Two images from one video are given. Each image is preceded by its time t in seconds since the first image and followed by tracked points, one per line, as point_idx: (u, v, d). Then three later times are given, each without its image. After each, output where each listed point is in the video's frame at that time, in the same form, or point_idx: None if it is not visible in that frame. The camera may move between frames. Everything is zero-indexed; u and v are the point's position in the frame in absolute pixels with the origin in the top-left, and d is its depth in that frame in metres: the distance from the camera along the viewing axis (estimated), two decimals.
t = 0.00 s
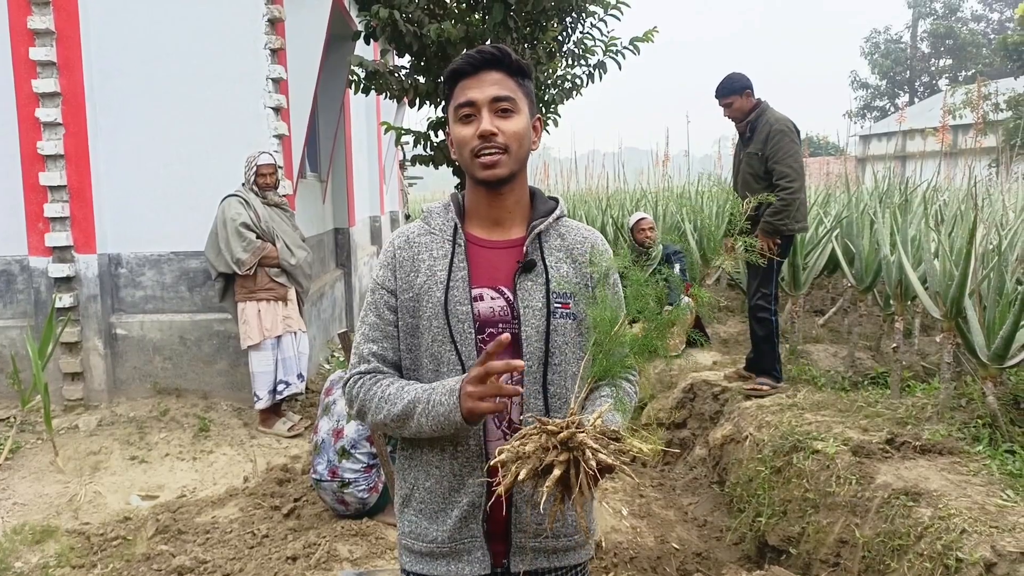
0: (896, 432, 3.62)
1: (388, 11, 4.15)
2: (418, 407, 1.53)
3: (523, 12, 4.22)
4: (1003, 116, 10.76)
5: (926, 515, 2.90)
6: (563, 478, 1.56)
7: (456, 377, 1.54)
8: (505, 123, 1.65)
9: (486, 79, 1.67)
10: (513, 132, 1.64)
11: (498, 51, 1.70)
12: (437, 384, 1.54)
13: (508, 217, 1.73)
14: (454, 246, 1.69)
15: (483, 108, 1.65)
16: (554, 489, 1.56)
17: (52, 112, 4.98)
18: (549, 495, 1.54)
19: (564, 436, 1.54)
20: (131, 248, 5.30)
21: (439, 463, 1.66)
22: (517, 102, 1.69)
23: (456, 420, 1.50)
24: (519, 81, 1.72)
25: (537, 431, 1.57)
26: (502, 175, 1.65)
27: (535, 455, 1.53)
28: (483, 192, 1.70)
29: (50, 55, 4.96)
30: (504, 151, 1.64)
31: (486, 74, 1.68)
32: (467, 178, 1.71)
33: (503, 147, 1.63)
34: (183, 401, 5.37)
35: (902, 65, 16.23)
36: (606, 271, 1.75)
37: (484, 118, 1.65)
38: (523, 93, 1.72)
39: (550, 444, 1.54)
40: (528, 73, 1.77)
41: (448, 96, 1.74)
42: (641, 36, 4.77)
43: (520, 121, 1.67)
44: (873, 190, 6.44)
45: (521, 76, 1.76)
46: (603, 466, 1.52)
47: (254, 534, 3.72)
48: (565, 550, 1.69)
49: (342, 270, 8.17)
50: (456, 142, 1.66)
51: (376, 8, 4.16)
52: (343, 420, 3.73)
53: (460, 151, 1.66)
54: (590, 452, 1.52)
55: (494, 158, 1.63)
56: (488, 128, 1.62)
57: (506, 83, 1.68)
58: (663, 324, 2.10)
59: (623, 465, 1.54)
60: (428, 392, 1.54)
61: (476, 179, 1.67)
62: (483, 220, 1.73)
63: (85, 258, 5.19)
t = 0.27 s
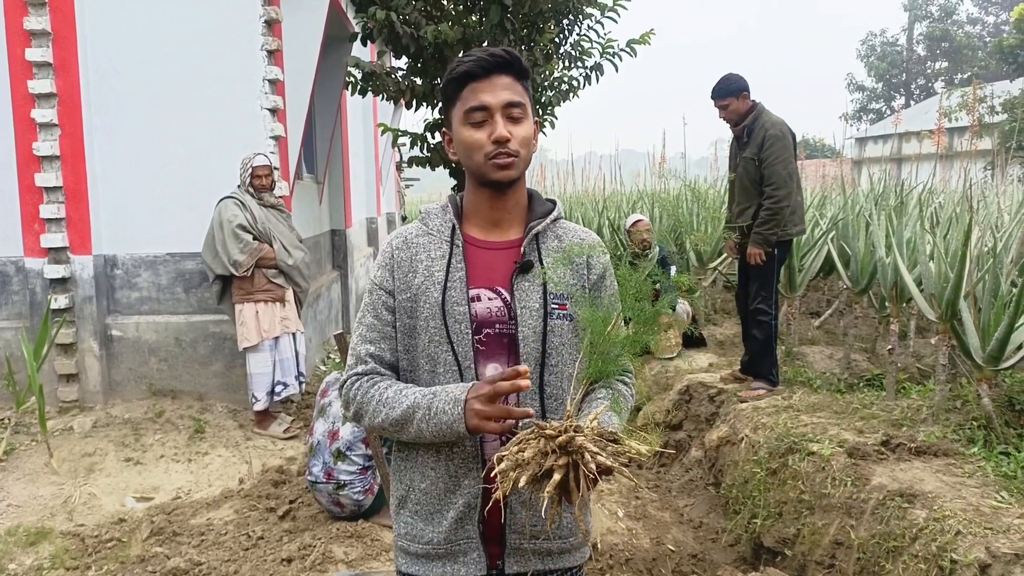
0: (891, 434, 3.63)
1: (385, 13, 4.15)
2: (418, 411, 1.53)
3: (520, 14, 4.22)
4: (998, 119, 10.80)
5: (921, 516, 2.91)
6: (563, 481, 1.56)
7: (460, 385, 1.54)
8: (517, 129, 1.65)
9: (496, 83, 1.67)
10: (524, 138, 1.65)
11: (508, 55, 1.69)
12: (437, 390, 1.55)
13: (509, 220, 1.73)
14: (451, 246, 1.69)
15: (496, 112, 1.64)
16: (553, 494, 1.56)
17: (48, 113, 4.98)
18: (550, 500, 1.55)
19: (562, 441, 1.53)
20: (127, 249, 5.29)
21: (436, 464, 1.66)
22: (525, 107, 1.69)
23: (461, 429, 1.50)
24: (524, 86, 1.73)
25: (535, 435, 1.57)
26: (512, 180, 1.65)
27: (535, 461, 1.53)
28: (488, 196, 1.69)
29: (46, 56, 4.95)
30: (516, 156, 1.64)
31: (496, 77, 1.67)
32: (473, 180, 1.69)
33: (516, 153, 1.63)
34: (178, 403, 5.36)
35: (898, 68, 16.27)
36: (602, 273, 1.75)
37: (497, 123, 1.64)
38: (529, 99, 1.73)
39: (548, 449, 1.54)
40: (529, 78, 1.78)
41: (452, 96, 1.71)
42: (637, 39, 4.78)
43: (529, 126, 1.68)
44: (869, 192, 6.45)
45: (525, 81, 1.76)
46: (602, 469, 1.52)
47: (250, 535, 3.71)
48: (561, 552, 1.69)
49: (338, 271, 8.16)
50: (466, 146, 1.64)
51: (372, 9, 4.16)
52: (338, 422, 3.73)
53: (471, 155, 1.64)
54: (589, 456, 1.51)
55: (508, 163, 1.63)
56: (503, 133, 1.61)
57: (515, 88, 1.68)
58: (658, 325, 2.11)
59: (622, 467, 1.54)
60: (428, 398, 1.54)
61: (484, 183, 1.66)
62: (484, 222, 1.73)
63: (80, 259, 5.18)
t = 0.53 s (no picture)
0: (890, 430, 3.63)
1: (384, 9, 4.14)
2: (422, 408, 1.54)
3: (519, 10, 4.21)
4: (997, 116, 10.80)
5: (919, 512, 2.91)
6: (565, 478, 1.56)
7: (463, 383, 1.54)
8: (519, 125, 1.65)
9: (500, 78, 1.66)
10: (525, 134, 1.65)
11: (512, 51, 1.69)
12: (440, 388, 1.54)
13: (508, 216, 1.73)
14: (451, 242, 1.69)
15: (498, 108, 1.64)
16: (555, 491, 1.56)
17: (46, 109, 4.97)
18: (551, 497, 1.55)
19: (564, 438, 1.53)
20: (125, 246, 5.28)
21: (436, 460, 1.66)
22: (528, 104, 1.69)
23: (465, 426, 1.50)
24: (527, 82, 1.72)
25: (537, 432, 1.57)
26: (513, 176, 1.65)
27: (537, 458, 1.53)
28: (488, 192, 1.69)
29: (44, 52, 4.94)
30: (518, 153, 1.64)
31: (500, 73, 1.67)
32: (473, 175, 1.69)
33: (517, 149, 1.63)
34: (177, 399, 5.36)
35: (897, 65, 16.26)
36: (602, 269, 1.75)
37: (499, 118, 1.63)
38: (532, 95, 1.73)
39: (551, 446, 1.54)
40: (532, 74, 1.77)
41: (455, 90, 1.70)
42: (636, 35, 4.78)
43: (531, 123, 1.67)
44: (867, 189, 6.46)
45: (527, 77, 1.76)
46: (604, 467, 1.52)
47: (249, 531, 3.72)
48: (560, 547, 1.70)
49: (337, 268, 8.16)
50: (468, 141, 1.64)
51: (371, 5, 4.15)
52: (338, 418, 3.72)
53: (472, 150, 1.64)
54: (591, 453, 1.52)
55: (509, 159, 1.63)
56: (505, 129, 1.61)
57: (518, 84, 1.68)
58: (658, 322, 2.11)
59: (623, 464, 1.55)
60: (432, 395, 1.54)
61: (484, 179, 1.66)
62: (483, 217, 1.73)
63: (79, 255, 5.18)
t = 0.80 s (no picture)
0: (889, 429, 3.63)
1: (382, 8, 4.13)
2: (418, 410, 1.53)
3: (518, 9, 4.21)
4: (996, 116, 10.81)
5: (917, 512, 2.92)
6: (557, 481, 1.56)
7: (460, 389, 1.54)
8: (514, 123, 1.64)
9: (495, 76, 1.66)
10: (520, 132, 1.64)
11: (507, 49, 1.68)
12: (438, 393, 1.54)
13: (507, 215, 1.73)
14: (449, 241, 1.69)
15: (492, 106, 1.64)
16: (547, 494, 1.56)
17: (44, 108, 4.96)
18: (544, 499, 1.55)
19: (558, 442, 1.53)
20: (124, 245, 5.27)
21: (434, 460, 1.66)
22: (524, 101, 1.68)
23: (460, 433, 1.50)
24: (525, 80, 1.72)
25: (531, 434, 1.57)
26: (508, 174, 1.65)
27: (530, 462, 1.53)
28: (484, 190, 1.69)
29: (42, 51, 4.93)
30: (512, 150, 1.63)
31: (496, 71, 1.67)
32: (470, 173, 1.69)
33: (511, 147, 1.62)
34: (176, 398, 5.35)
35: (895, 64, 16.27)
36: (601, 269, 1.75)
37: (493, 116, 1.63)
38: (529, 93, 1.72)
39: (543, 449, 1.54)
40: (531, 72, 1.77)
41: (452, 89, 1.71)
42: (635, 35, 4.78)
43: (527, 121, 1.67)
44: (866, 189, 6.46)
45: (525, 75, 1.75)
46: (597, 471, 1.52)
47: (247, 531, 3.71)
48: (558, 546, 1.69)
49: (335, 267, 8.16)
50: (463, 139, 1.64)
51: (370, 5, 4.14)
52: (336, 418, 3.72)
53: (466, 149, 1.64)
54: (584, 458, 1.52)
55: (503, 157, 1.63)
56: (499, 127, 1.61)
57: (514, 82, 1.67)
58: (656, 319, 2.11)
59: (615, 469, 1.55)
60: (428, 400, 1.54)
61: (480, 177, 1.66)
62: (481, 216, 1.73)
63: (77, 255, 5.17)
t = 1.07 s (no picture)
0: (895, 426, 3.62)
1: (386, 6, 4.14)
2: (402, 408, 1.54)
3: (522, 6, 4.21)
4: (1003, 111, 10.75)
5: (924, 508, 2.91)
6: (562, 476, 1.56)
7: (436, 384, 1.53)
8: (514, 120, 1.64)
9: (494, 73, 1.66)
10: (521, 129, 1.64)
11: (507, 45, 1.68)
12: (419, 389, 1.54)
13: (510, 212, 1.73)
14: (453, 238, 1.69)
15: (492, 103, 1.64)
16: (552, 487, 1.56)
17: (50, 107, 4.98)
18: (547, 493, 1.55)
19: (562, 435, 1.53)
20: (130, 244, 5.29)
21: (438, 457, 1.66)
22: (525, 98, 1.68)
23: (433, 429, 1.50)
24: (526, 76, 1.72)
25: (537, 427, 1.57)
26: (509, 171, 1.65)
27: (533, 453, 1.54)
28: (487, 187, 1.69)
29: (47, 50, 4.95)
30: (512, 147, 1.63)
31: (496, 68, 1.67)
32: (472, 171, 1.69)
33: (511, 144, 1.62)
34: (182, 396, 5.37)
35: (901, 60, 16.19)
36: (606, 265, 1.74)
37: (493, 113, 1.64)
38: (531, 89, 1.72)
39: (549, 442, 1.54)
40: (534, 68, 1.76)
41: (453, 87, 1.72)
42: (640, 31, 4.77)
43: (527, 117, 1.67)
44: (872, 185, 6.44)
45: (528, 71, 1.75)
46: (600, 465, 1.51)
47: (253, 528, 3.73)
48: (564, 543, 1.70)
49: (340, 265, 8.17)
50: (463, 136, 1.65)
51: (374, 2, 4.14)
52: (342, 415, 3.73)
53: (467, 146, 1.65)
54: (588, 453, 1.51)
55: (502, 154, 1.63)
56: (497, 124, 1.61)
57: (514, 78, 1.67)
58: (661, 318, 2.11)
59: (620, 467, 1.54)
60: (410, 398, 1.54)
61: (481, 175, 1.66)
62: (485, 213, 1.73)
63: (84, 253, 5.19)
